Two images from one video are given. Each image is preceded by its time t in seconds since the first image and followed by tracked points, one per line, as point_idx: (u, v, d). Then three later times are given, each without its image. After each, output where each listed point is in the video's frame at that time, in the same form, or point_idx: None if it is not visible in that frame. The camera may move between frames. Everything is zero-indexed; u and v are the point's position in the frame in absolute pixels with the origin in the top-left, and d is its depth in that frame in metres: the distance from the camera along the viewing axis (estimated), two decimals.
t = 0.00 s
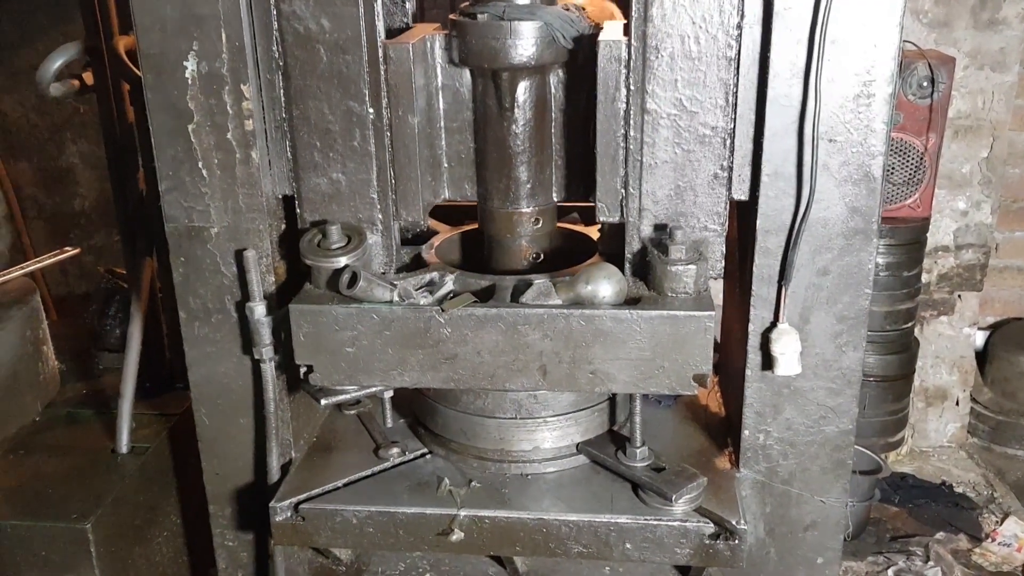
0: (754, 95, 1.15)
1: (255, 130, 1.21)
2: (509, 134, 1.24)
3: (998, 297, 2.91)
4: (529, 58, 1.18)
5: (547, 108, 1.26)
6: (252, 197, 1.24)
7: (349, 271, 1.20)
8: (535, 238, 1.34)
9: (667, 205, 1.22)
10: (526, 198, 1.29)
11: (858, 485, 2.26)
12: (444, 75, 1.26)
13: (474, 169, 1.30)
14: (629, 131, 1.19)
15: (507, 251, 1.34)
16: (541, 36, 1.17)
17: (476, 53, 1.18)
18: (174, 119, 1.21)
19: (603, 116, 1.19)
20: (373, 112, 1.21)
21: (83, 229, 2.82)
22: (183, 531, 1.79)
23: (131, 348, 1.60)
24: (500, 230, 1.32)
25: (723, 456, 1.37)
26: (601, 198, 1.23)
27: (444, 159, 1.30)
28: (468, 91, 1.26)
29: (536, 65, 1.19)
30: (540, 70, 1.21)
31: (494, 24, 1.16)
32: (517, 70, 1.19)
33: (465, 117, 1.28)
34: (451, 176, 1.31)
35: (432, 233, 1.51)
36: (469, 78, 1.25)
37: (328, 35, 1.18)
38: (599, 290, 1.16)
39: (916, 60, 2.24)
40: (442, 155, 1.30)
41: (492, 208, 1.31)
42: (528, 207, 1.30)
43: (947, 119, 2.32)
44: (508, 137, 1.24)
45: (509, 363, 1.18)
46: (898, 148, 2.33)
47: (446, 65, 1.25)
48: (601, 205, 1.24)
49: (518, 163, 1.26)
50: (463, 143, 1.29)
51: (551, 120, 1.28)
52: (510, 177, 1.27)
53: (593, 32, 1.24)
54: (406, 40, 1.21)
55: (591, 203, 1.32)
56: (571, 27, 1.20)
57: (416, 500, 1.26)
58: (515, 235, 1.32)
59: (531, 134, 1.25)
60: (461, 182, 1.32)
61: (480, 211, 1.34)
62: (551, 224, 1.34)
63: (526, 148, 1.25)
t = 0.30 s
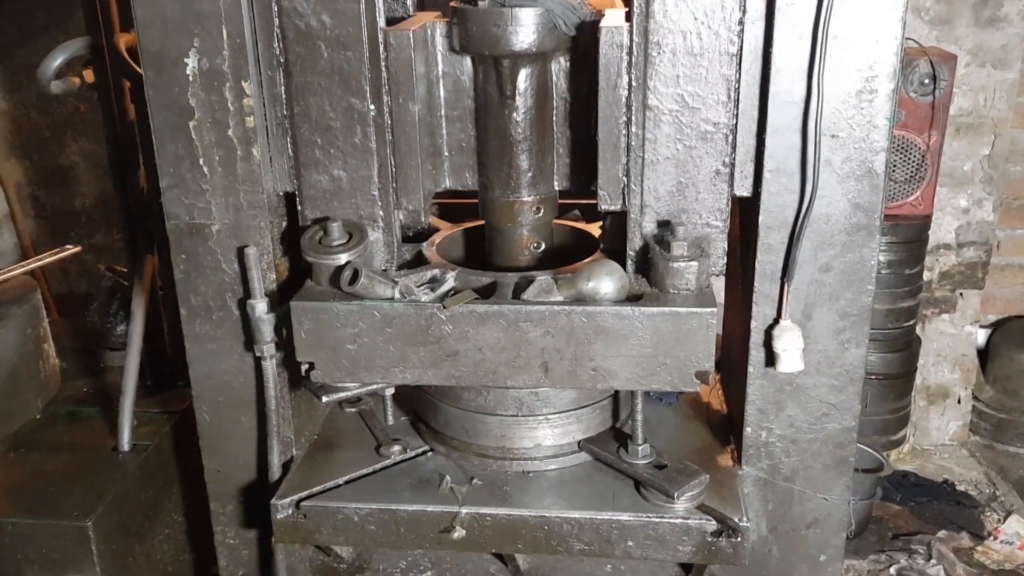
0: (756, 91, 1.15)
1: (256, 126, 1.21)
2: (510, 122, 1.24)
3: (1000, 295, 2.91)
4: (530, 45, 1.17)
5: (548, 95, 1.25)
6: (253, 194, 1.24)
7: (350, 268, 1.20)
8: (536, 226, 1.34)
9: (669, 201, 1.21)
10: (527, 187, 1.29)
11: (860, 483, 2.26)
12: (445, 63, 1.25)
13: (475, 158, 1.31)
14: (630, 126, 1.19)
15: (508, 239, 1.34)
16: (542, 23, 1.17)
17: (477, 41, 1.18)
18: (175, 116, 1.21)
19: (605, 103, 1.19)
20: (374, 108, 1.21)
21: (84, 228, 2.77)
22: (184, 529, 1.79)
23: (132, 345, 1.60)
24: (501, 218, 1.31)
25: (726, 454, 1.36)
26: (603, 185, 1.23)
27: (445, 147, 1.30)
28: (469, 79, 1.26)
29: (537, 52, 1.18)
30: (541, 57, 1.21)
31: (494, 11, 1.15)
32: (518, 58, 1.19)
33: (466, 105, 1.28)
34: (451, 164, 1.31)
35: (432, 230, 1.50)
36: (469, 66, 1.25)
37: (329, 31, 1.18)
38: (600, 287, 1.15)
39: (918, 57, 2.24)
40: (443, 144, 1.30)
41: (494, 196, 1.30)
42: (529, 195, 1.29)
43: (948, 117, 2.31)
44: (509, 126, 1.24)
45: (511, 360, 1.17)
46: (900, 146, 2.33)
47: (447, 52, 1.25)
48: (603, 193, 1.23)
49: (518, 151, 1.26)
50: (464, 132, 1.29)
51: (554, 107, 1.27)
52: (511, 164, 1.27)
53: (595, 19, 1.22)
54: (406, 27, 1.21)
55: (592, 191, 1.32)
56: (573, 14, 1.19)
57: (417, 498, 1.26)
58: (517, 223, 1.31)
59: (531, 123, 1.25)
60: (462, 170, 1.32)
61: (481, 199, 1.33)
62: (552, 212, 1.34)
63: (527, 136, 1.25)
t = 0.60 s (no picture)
0: (758, 86, 1.14)
1: (255, 122, 1.20)
2: (510, 108, 1.23)
3: (1001, 293, 2.90)
4: (530, 29, 1.17)
5: (549, 80, 1.25)
6: (252, 189, 1.23)
7: (349, 264, 1.19)
8: (536, 214, 1.32)
9: (671, 197, 1.21)
10: (527, 173, 1.27)
11: (861, 481, 2.26)
12: (444, 47, 1.24)
13: (474, 144, 1.29)
14: (631, 121, 1.18)
15: (509, 225, 1.32)
16: (543, 7, 1.16)
17: (476, 24, 1.17)
18: (173, 111, 1.20)
19: (606, 87, 1.19)
20: (374, 104, 1.21)
21: (83, 225, 2.76)
22: (183, 526, 1.79)
23: (132, 342, 1.59)
24: (502, 206, 1.30)
25: (727, 451, 1.36)
26: (604, 170, 1.22)
27: (444, 134, 1.29)
28: (469, 65, 1.25)
29: (537, 36, 1.18)
30: (541, 42, 1.21)
31: None
32: (518, 42, 1.18)
33: (466, 91, 1.27)
34: (451, 150, 1.30)
35: (432, 227, 1.49)
36: (469, 51, 1.24)
37: (329, 26, 1.17)
38: (601, 283, 1.15)
39: (919, 55, 2.24)
40: (442, 131, 1.29)
41: (494, 183, 1.29)
42: (529, 181, 1.28)
43: (950, 115, 2.32)
44: (508, 110, 1.23)
45: (511, 356, 1.17)
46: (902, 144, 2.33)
47: (447, 37, 1.23)
48: (605, 178, 1.23)
49: (518, 138, 1.25)
50: (463, 118, 1.28)
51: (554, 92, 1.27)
52: (511, 151, 1.26)
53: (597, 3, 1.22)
54: (406, 11, 1.20)
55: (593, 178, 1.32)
56: None
57: (417, 495, 1.25)
58: (517, 210, 1.30)
59: (532, 109, 1.24)
60: (461, 158, 1.31)
61: (481, 186, 1.32)
62: (552, 199, 1.33)
63: (527, 122, 1.24)
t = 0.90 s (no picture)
0: (758, 82, 1.14)
1: (256, 118, 1.21)
2: (511, 94, 1.22)
3: (1002, 292, 2.90)
4: (531, 15, 1.16)
5: (549, 68, 1.24)
6: (253, 186, 1.23)
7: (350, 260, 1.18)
8: (536, 201, 1.32)
9: (671, 193, 1.21)
10: (528, 161, 1.27)
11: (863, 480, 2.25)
12: (445, 34, 1.25)
13: (475, 132, 1.29)
14: (632, 117, 1.18)
15: (509, 214, 1.33)
16: None
17: (478, 10, 1.17)
18: (174, 107, 1.20)
19: (607, 73, 1.18)
20: (374, 100, 1.20)
21: (84, 224, 2.75)
22: (183, 525, 1.79)
23: (133, 340, 1.59)
24: (502, 193, 1.30)
25: (729, 448, 1.35)
26: (605, 157, 1.22)
27: (444, 122, 1.29)
28: (470, 52, 1.26)
29: (538, 23, 1.18)
30: (542, 29, 1.20)
31: None
32: (519, 28, 1.18)
33: (467, 78, 1.27)
34: (452, 137, 1.30)
35: (433, 224, 1.49)
36: (470, 38, 1.25)
37: (329, 22, 1.17)
38: (603, 280, 1.15)
39: (920, 53, 2.24)
40: (443, 118, 1.29)
41: (495, 171, 1.29)
42: (529, 169, 1.28)
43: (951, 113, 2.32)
44: (510, 98, 1.23)
45: (512, 353, 1.17)
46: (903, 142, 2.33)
47: (448, 24, 1.24)
48: (605, 165, 1.22)
49: (519, 125, 1.24)
50: (464, 104, 1.28)
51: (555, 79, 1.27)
52: (511, 138, 1.25)
53: None
54: None
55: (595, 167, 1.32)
56: None
57: (418, 492, 1.25)
58: (517, 198, 1.30)
59: (532, 96, 1.23)
60: (462, 146, 1.30)
61: (482, 173, 1.31)
62: (554, 186, 1.32)
63: (529, 108, 1.23)
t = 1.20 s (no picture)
0: (758, 80, 1.14)
1: (255, 116, 1.20)
2: (511, 83, 1.22)
3: (1002, 291, 2.90)
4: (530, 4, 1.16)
5: (549, 55, 1.24)
6: (252, 184, 1.23)
7: (350, 259, 1.19)
8: (536, 192, 1.32)
9: (671, 191, 1.20)
10: (527, 151, 1.27)
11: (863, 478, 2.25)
12: (444, 23, 1.25)
13: (474, 121, 1.29)
14: (632, 115, 1.18)
15: (509, 204, 1.33)
16: None
17: None
18: (173, 105, 1.20)
19: (607, 60, 1.17)
20: (374, 97, 1.20)
21: (83, 224, 2.73)
22: (183, 524, 1.78)
23: (133, 339, 1.59)
24: (502, 182, 1.30)
25: (729, 446, 1.35)
26: (605, 145, 1.21)
27: (444, 111, 1.29)
28: (469, 41, 1.26)
29: (537, 10, 1.17)
30: (541, 16, 1.20)
31: None
32: (518, 17, 1.17)
33: (466, 66, 1.27)
34: (451, 127, 1.30)
35: (433, 222, 1.49)
36: (469, 27, 1.25)
37: (328, 19, 1.17)
38: (603, 278, 1.15)
39: (920, 52, 2.24)
40: (442, 107, 1.29)
41: (495, 161, 1.29)
42: (529, 159, 1.28)
43: (950, 111, 2.32)
44: (510, 86, 1.22)
45: (512, 350, 1.16)
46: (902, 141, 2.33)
47: (446, 12, 1.24)
48: (605, 153, 1.22)
49: (518, 113, 1.24)
50: (463, 93, 1.28)
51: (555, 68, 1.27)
52: (511, 128, 1.25)
53: None
54: None
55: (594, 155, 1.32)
56: None
57: (419, 490, 1.25)
58: (517, 187, 1.30)
59: (532, 84, 1.23)
60: (461, 135, 1.30)
61: (482, 163, 1.31)
62: (552, 176, 1.32)
63: (528, 97, 1.23)
